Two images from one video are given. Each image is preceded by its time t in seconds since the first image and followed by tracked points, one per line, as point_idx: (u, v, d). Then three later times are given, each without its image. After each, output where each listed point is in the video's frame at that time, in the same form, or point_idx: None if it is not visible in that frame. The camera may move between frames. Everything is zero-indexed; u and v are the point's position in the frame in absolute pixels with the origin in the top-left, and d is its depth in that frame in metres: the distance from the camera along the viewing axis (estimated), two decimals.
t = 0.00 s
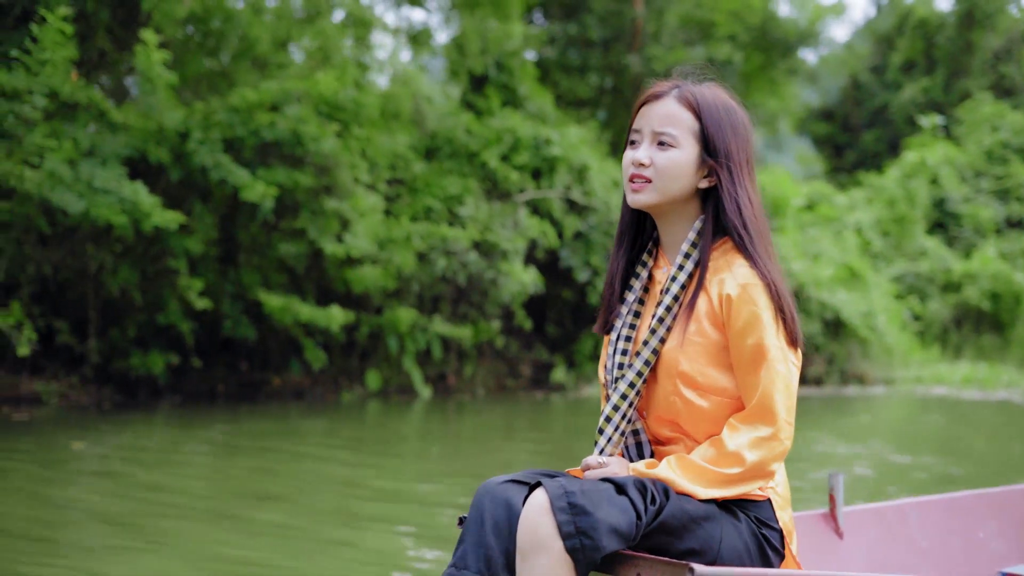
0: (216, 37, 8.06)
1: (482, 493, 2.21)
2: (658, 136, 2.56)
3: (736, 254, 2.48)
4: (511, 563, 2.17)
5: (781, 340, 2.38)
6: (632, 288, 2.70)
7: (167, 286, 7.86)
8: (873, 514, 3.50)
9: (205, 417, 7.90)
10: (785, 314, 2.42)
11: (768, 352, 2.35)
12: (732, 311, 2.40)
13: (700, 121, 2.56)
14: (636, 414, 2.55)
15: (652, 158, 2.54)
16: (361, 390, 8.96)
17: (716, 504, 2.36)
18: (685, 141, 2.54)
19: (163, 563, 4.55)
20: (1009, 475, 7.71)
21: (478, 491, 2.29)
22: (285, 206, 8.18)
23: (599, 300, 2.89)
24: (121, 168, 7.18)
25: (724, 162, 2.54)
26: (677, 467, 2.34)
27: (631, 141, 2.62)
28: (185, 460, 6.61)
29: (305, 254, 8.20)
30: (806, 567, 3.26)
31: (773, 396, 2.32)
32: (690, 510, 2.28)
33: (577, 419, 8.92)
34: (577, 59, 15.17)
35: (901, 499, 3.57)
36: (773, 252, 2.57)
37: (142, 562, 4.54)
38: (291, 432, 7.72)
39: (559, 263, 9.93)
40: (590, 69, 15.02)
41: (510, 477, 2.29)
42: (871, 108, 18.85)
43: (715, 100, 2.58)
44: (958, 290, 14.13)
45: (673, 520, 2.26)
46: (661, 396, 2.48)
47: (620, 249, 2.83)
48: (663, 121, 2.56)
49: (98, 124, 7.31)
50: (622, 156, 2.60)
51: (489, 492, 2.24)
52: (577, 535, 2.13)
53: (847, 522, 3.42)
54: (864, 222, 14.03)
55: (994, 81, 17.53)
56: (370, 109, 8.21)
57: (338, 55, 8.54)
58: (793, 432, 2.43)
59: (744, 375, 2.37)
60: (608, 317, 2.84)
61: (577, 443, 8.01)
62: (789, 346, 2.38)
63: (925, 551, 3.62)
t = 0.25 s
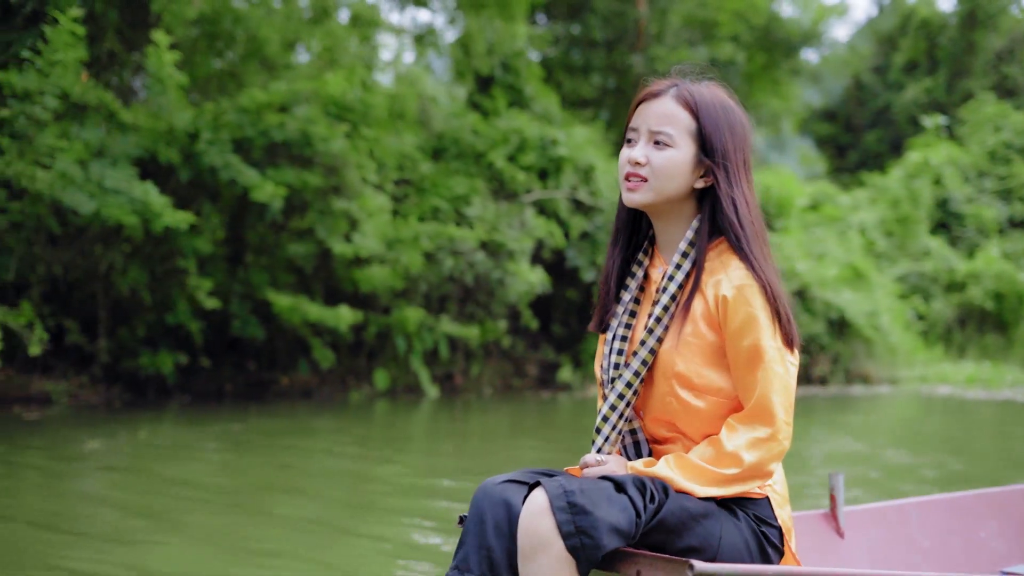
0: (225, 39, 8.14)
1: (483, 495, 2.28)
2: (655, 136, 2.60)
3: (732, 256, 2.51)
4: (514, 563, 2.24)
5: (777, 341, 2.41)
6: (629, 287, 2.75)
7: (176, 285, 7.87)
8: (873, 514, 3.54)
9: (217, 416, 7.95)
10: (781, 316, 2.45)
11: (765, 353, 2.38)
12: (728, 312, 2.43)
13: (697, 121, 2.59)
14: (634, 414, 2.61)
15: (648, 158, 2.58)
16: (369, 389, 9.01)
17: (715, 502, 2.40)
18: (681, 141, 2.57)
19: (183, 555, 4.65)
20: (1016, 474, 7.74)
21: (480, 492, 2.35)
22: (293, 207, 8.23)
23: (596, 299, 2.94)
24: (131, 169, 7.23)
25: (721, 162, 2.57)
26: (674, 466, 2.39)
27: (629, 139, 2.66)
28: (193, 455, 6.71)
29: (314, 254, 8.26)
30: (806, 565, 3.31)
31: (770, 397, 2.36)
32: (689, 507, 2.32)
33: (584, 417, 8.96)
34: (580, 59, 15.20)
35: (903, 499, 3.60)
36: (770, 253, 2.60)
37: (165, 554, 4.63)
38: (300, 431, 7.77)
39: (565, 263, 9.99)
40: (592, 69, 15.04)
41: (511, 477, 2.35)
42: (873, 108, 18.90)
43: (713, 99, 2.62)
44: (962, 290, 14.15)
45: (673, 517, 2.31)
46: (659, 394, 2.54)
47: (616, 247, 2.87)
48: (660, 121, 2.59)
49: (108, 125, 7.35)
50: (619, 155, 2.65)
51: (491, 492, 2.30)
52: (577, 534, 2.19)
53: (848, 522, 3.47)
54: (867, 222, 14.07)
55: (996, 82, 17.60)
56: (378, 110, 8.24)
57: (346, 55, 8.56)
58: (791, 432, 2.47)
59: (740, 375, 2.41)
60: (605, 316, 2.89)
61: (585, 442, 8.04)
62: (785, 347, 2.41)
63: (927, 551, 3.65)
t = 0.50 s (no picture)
0: (233, 40, 8.23)
1: (484, 493, 2.28)
2: (654, 135, 2.61)
3: (731, 255, 2.52)
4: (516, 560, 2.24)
5: (777, 340, 2.42)
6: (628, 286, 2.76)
7: (186, 285, 7.93)
8: (875, 512, 3.58)
9: (228, 415, 7.98)
10: (782, 315, 2.45)
11: (765, 352, 2.39)
12: (729, 311, 2.44)
13: (697, 120, 2.60)
14: (634, 412, 2.61)
15: (647, 156, 2.59)
16: (377, 388, 9.06)
17: (717, 498, 2.42)
18: (680, 140, 2.58)
19: (203, 543, 4.75)
20: None
21: (480, 490, 2.35)
22: (302, 207, 8.27)
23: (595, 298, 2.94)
24: (143, 169, 7.26)
25: (720, 162, 2.58)
26: (676, 464, 2.40)
27: (628, 138, 2.67)
28: (205, 450, 6.82)
29: (323, 254, 8.31)
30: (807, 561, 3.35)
31: (770, 396, 2.36)
32: (691, 503, 2.33)
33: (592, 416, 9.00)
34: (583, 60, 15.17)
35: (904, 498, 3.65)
36: (769, 251, 2.60)
37: (187, 542, 4.74)
38: (308, 429, 7.82)
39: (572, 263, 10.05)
40: (596, 70, 15.02)
41: (510, 475, 2.35)
42: (876, 108, 18.95)
43: (712, 98, 2.62)
44: (966, 290, 14.19)
45: (674, 513, 2.31)
46: (659, 393, 2.54)
47: (614, 246, 2.87)
48: (659, 120, 2.60)
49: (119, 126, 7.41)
50: (619, 154, 2.65)
51: (491, 490, 2.30)
52: (579, 531, 2.19)
53: (850, 520, 3.51)
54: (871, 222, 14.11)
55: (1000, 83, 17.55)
56: (386, 110, 8.27)
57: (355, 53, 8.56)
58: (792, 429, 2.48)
59: (741, 374, 2.41)
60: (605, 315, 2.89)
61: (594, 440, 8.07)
62: (786, 345, 2.41)
63: (929, 549, 3.70)
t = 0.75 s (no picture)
0: (245, 41, 8.26)
1: (489, 492, 2.31)
2: (657, 135, 2.63)
3: (735, 256, 2.53)
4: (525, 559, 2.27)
5: (781, 339, 2.44)
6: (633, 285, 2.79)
7: (197, 285, 7.96)
8: (879, 512, 3.61)
9: (240, 414, 8.02)
10: (786, 314, 2.47)
11: (769, 351, 2.41)
12: (734, 311, 2.46)
13: (699, 121, 2.62)
14: (639, 411, 2.64)
15: (651, 157, 2.61)
16: (386, 386, 9.15)
17: (722, 496, 2.44)
18: (683, 141, 2.60)
19: (221, 534, 4.85)
20: None
21: (485, 490, 2.38)
22: (311, 207, 8.31)
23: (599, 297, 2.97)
24: (155, 168, 7.31)
25: (724, 163, 2.60)
26: (680, 462, 2.42)
27: (631, 139, 2.69)
28: (216, 446, 6.93)
29: (333, 253, 8.37)
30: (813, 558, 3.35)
31: (775, 395, 2.39)
32: (694, 501, 2.35)
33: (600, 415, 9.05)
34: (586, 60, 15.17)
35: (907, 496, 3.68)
36: (773, 251, 2.62)
37: (205, 534, 4.82)
38: (318, 427, 7.89)
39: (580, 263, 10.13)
40: (599, 69, 15.03)
41: (516, 474, 2.38)
42: (879, 109, 19.00)
43: (715, 98, 2.64)
44: (971, 290, 14.23)
45: (679, 511, 2.34)
46: (664, 392, 2.57)
47: (620, 245, 2.90)
48: (662, 121, 2.62)
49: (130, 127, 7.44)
50: (623, 155, 2.68)
51: (496, 489, 2.33)
52: (586, 528, 2.22)
53: (855, 518, 3.52)
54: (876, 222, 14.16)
55: (1002, 83, 17.63)
56: (396, 110, 8.30)
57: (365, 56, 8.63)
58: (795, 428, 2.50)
59: (746, 373, 2.44)
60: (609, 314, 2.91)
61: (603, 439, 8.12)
62: (790, 345, 2.44)
63: (931, 546, 3.74)
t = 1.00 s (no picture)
0: (256, 42, 8.32)
1: (496, 491, 2.27)
2: (664, 136, 2.57)
3: (743, 256, 2.49)
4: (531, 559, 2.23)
5: (789, 340, 2.41)
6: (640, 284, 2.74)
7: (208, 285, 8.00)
8: (884, 511, 3.61)
9: (251, 413, 8.04)
10: (794, 314, 2.43)
11: (777, 352, 2.38)
12: (742, 311, 2.42)
13: (707, 121, 2.56)
14: (645, 411, 2.59)
15: (659, 158, 2.55)
16: (396, 385, 9.20)
17: (728, 496, 2.41)
18: (691, 142, 2.54)
19: (239, 527, 4.90)
20: None
21: (492, 489, 2.34)
22: (321, 206, 8.34)
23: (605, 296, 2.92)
24: (168, 169, 7.36)
25: (732, 162, 2.54)
26: (687, 462, 2.39)
27: (639, 139, 2.63)
28: (225, 443, 6.98)
29: (343, 254, 8.40)
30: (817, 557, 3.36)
31: (782, 395, 2.36)
32: (701, 500, 2.32)
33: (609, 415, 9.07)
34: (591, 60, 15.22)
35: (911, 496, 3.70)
36: (780, 249, 2.58)
37: (222, 527, 4.86)
38: (326, 425, 7.92)
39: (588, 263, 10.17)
40: (603, 70, 15.07)
41: (522, 473, 2.34)
42: (883, 109, 19.04)
43: (723, 98, 2.58)
44: (976, 290, 14.30)
45: (685, 511, 2.30)
46: (671, 393, 2.53)
47: (628, 245, 2.85)
48: (669, 121, 2.56)
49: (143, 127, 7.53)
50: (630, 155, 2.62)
51: (503, 489, 2.29)
52: (593, 528, 2.18)
53: (860, 518, 3.52)
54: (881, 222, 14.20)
55: (1006, 83, 17.78)
56: (405, 110, 8.31)
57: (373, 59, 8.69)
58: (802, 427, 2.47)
59: (754, 373, 2.40)
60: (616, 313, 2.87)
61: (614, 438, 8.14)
62: (798, 345, 2.41)
63: (936, 546, 3.74)
